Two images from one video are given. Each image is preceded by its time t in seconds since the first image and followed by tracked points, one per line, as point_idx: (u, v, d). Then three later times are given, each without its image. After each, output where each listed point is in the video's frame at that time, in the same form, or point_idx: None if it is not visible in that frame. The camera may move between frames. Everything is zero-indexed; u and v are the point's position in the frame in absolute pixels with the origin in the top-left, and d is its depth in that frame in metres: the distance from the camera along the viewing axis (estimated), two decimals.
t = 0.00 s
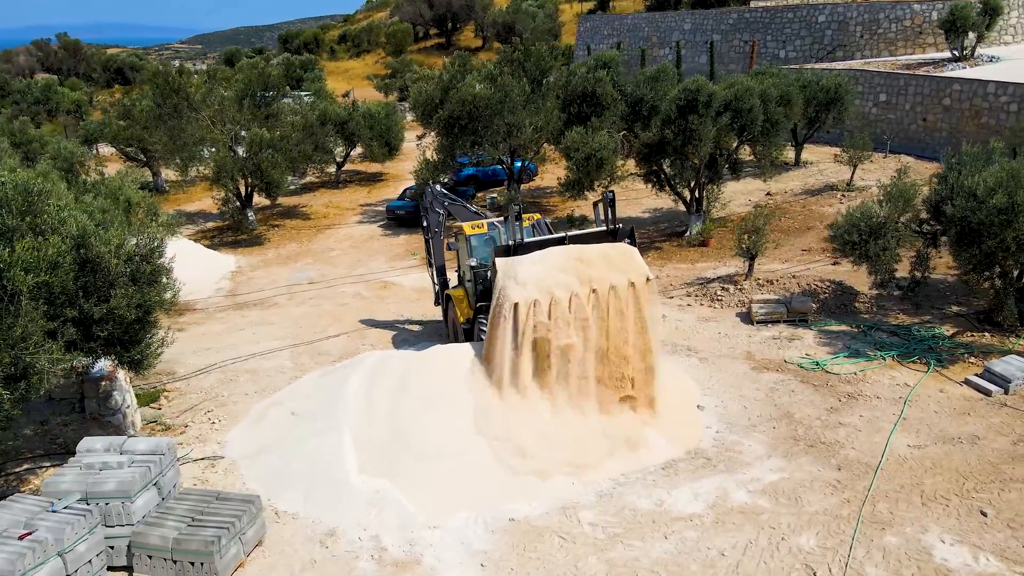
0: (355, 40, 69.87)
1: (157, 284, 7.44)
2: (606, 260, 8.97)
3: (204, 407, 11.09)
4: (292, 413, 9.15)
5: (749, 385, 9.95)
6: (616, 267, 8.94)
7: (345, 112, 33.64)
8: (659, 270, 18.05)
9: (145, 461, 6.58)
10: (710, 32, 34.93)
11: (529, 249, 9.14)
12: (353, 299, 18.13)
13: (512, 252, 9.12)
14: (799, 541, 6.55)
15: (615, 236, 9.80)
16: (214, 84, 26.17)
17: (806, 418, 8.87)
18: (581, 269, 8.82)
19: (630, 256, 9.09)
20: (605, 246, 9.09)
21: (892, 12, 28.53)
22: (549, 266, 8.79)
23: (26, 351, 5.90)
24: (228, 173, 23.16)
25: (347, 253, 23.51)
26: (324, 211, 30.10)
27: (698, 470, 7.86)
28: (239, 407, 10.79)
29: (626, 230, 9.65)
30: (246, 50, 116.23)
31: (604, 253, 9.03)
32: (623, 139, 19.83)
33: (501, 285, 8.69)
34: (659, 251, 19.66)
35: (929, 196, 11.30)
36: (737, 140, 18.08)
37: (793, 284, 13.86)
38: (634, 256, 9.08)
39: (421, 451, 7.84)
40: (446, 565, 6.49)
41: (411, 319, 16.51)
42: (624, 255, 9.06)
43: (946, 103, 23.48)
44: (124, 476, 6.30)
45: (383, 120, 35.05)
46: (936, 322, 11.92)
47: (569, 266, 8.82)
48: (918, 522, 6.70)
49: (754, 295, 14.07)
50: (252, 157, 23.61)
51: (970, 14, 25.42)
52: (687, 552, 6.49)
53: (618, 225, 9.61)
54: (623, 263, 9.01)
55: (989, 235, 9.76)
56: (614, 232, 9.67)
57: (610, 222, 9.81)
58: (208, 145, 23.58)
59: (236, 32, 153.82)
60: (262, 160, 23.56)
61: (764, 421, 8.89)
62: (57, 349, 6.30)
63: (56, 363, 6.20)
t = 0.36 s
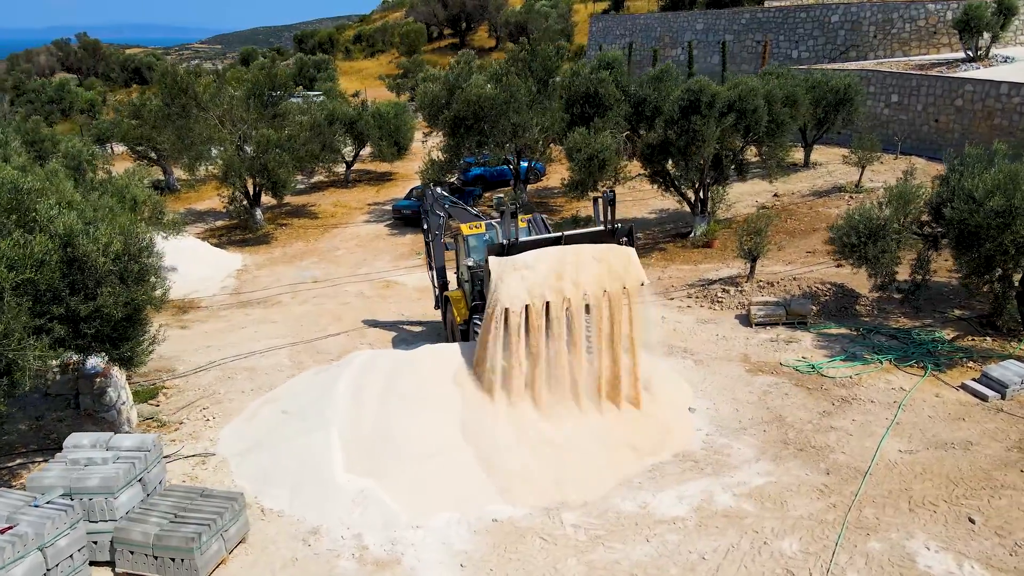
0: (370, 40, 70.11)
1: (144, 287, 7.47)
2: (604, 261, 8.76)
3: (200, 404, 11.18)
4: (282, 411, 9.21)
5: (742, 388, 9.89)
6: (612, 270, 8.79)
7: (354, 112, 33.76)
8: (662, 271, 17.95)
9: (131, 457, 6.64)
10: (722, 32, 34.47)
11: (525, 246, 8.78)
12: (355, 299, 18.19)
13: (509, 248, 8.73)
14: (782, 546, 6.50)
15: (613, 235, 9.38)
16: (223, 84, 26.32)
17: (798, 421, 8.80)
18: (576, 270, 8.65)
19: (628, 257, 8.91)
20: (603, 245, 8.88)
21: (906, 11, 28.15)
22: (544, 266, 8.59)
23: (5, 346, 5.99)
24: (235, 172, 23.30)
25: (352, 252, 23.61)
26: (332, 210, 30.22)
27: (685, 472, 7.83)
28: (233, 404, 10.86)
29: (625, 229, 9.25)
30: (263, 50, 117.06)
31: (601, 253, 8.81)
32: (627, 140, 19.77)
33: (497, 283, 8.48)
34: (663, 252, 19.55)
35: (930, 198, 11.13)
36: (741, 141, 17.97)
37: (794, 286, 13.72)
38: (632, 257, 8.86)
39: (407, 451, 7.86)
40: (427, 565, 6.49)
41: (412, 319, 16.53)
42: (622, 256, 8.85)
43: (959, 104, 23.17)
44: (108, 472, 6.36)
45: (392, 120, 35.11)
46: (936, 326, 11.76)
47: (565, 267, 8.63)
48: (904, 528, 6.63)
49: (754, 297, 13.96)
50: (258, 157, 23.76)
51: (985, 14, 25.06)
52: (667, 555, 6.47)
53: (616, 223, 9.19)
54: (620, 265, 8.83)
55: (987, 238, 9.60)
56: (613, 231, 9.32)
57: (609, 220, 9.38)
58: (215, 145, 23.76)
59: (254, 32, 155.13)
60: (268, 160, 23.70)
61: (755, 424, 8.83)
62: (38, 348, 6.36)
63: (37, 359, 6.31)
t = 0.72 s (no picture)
0: (383, 40, 70.27)
1: (138, 283, 7.55)
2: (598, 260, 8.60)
3: (196, 401, 11.26)
4: (274, 409, 9.26)
5: (735, 391, 9.82)
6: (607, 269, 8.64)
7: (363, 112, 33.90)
8: (664, 272, 17.86)
9: (116, 453, 6.69)
10: (734, 32, 34.03)
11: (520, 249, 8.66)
12: (357, 297, 18.26)
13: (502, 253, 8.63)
14: (764, 550, 6.46)
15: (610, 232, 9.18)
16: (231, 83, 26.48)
17: (789, 424, 8.73)
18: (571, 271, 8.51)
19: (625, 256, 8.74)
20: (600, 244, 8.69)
21: (919, 11, 27.77)
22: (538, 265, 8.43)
23: None
24: (241, 172, 23.46)
25: (357, 251, 23.69)
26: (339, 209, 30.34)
27: (672, 475, 7.81)
28: (228, 402, 10.93)
29: (620, 225, 9.04)
30: (279, 49, 117.65)
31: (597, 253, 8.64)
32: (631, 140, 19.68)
33: (489, 284, 8.33)
34: (666, 253, 19.45)
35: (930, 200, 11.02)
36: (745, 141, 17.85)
37: (794, 288, 13.61)
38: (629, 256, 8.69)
39: (394, 451, 7.87)
40: (406, 564, 6.50)
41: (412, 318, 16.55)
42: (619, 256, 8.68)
43: (971, 105, 22.86)
44: (92, 469, 6.41)
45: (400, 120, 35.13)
46: (937, 330, 11.62)
47: (559, 267, 8.47)
48: (889, 534, 6.56)
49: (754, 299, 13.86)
50: (264, 156, 23.89)
51: (999, 14, 24.70)
52: (648, 558, 6.46)
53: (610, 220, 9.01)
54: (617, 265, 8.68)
55: (985, 241, 9.48)
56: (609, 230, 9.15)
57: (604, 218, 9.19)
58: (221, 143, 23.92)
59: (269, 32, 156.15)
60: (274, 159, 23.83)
61: (746, 427, 8.78)
62: (22, 343, 6.49)
63: (21, 355, 6.40)
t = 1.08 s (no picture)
0: (401, 40, 70.47)
1: (130, 283, 7.65)
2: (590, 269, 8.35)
3: (196, 398, 11.38)
4: (269, 408, 9.32)
5: (731, 394, 9.74)
6: (602, 276, 8.35)
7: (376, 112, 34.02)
8: (670, 273, 17.75)
9: (106, 449, 6.77)
10: (750, 32, 33.18)
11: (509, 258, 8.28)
12: (362, 296, 18.35)
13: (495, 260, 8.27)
14: (749, 556, 6.42)
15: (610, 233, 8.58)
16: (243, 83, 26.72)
17: (783, 429, 8.66)
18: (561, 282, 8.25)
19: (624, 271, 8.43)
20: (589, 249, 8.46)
21: (938, 11, 27.24)
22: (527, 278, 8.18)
23: None
24: (251, 171, 23.68)
25: (366, 250, 23.81)
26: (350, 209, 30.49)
27: (661, 478, 7.78)
28: (227, 399, 11.03)
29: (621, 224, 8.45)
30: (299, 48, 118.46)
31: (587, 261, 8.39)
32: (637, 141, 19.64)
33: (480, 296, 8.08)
34: (673, 254, 19.33)
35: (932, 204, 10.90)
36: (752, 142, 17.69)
37: (798, 291, 13.48)
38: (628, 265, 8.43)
39: (384, 451, 7.89)
40: (389, 563, 6.54)
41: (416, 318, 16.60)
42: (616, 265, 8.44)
43: (987, 106, 22.45)
44: (81, 464, 6.50)
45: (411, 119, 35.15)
46: (941, 334, 11.44)
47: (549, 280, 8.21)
48: (876, 541, 6.49)
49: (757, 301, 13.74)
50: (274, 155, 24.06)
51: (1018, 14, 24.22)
52: (631, 561, 6.45)
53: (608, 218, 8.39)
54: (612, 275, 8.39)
55: (987, 244, 9.36)
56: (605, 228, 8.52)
57: (603, 215, 8.57)
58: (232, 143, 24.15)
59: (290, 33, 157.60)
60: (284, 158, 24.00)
61: (740, 431, 8.72)
62: (11, 339, 6.64)
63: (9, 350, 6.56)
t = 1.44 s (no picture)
0: (420, 40, 70.60)
1: (127, 280, 7.76)
2: (585, 291, 8.22)
3: (198, 395, 11.52)
4: (267, 406, 9.38)
5: (730, 398, 9.67)
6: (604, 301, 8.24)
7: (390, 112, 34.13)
8: (677, 275, 17.63)
9: (99, 444, 6.86)
10: (769, 33, 32.78)
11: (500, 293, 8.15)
12: (370, 296, 18.45)
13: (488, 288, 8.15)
14: (733, 562, 6.39)
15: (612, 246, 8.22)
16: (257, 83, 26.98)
17: (779, 434, 8.58)
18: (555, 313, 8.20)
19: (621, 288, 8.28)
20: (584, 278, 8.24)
21: (960, 10, 26.62)
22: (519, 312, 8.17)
23: None
24: (263, 170, 23.91)
25: (376, 250, 23.93)
26: (363, 208, 30.66)
27: (651, 481, 7.77)
28: (228, 396, 11.15)
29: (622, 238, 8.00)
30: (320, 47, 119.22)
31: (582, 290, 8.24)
32: (646, 142, 19.53)
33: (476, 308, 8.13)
34: (681, 256, 19.20)
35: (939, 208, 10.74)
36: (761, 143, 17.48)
37: (804, 294, 13.33)
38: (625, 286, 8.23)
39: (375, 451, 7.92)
40: (373, 563, 6.56)
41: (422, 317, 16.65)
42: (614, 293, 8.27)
43: (1008, 108, 21.98)
44: (73, 459, 6.59)
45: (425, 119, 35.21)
46: (948, 340, 11.25)
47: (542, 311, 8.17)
48: (864, 549, 6.42)
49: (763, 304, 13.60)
50: (286, 155, 24.25)
51: None
52: (614, 565, 6.46)
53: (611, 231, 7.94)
54: (609, 303, 8.26)
55: (991, 249, 9.21)
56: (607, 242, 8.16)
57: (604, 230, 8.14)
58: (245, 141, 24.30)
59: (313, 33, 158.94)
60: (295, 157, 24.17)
61: (735, 435, 8.66)
62: (7, 338, 6.80)
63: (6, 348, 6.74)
